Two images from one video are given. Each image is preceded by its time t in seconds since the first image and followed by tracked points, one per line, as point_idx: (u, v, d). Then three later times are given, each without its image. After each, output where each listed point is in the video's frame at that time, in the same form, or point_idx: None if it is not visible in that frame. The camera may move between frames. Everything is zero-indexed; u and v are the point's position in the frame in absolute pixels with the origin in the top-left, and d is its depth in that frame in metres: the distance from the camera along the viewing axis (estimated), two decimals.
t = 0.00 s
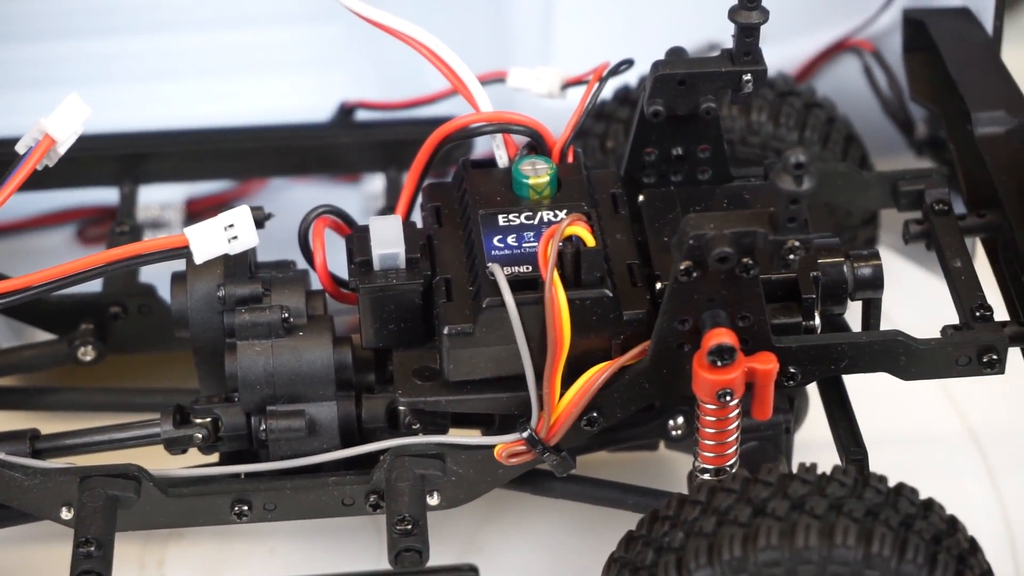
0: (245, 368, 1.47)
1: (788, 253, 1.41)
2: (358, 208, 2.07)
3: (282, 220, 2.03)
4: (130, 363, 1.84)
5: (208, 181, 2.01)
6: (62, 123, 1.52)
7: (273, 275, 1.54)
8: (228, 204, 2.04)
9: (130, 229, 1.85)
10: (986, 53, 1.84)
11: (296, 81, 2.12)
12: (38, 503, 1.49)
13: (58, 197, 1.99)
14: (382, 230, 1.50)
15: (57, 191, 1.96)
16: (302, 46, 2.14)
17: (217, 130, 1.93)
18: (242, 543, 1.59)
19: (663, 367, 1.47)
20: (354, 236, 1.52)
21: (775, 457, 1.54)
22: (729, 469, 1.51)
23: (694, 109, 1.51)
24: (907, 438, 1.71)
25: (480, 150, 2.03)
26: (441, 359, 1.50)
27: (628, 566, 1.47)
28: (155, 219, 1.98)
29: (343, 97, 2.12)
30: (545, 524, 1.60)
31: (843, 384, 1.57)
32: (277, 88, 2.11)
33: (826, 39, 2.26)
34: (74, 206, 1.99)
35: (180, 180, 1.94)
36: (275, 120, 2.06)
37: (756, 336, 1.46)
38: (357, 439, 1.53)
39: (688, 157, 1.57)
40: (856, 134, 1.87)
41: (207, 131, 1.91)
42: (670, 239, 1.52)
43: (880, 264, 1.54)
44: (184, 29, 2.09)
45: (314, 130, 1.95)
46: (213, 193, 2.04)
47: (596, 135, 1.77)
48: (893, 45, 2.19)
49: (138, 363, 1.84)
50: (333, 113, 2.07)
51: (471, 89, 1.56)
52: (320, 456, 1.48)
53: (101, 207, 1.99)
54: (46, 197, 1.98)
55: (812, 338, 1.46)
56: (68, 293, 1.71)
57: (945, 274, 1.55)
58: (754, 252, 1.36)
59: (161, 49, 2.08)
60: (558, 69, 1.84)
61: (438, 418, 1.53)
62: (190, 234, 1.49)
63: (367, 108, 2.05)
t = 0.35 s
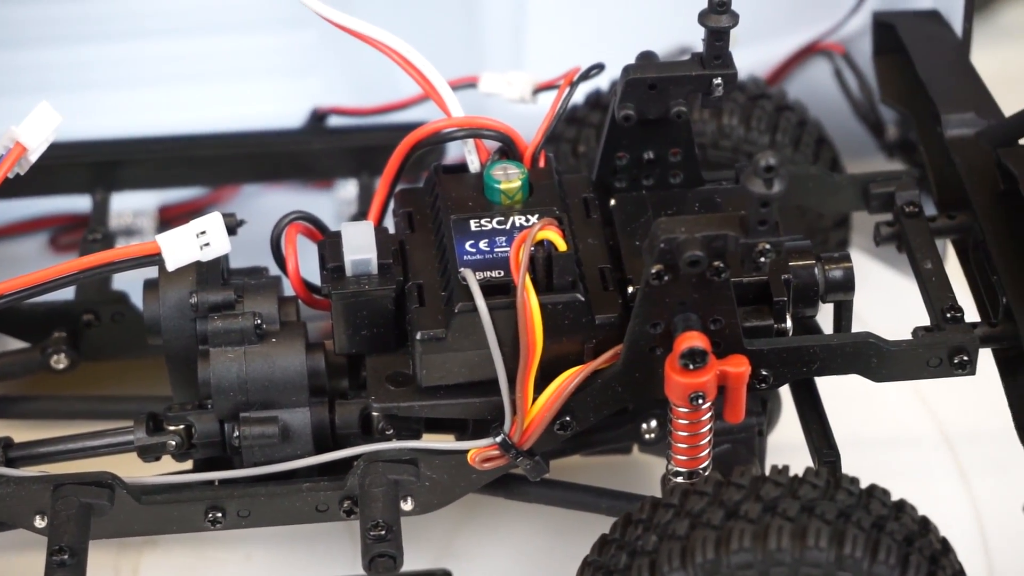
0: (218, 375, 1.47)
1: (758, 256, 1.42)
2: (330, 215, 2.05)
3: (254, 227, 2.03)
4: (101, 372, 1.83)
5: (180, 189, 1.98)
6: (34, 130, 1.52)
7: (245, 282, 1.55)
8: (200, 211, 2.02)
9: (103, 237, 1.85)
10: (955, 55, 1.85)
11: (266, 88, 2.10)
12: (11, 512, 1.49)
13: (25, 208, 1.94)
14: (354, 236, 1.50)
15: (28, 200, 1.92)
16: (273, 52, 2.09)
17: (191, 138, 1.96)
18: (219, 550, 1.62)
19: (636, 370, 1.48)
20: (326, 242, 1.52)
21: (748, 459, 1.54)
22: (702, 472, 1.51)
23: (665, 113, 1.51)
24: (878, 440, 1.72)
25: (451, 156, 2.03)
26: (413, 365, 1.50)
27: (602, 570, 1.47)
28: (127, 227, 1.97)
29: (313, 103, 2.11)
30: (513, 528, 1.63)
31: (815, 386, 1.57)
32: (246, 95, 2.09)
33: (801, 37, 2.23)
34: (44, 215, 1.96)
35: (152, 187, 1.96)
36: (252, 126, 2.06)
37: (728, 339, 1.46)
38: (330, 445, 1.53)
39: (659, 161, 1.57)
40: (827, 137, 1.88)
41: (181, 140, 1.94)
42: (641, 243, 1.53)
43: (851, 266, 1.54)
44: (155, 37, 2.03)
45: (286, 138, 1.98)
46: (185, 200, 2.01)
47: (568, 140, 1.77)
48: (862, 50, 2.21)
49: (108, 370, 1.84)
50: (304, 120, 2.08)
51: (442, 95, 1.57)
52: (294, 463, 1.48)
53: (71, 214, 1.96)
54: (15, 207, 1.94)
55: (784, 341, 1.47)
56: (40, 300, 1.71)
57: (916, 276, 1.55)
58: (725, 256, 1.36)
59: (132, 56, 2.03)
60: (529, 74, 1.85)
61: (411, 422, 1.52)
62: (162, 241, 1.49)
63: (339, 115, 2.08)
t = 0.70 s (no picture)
0: (195, 383, 1.47)
1: (734, 262, 1.40)
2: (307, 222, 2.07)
3: (231, 235, 2.03)
4: (77, 382, 1.83)
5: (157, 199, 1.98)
6: (8, 141, 1.53)
7: (222, 291, 1.54)
8: (177, 220, 2.02)
9: (79, 246, 1.86)
10: (929, 60, 1.87)
11: (243, 96, 2.10)
12: None
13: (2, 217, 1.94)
14: (330, 244, 1.50)
15: (10, 208, 1.92)
16: (251, 59, 2.11)
17: (164, 147, 1.95)
18: (198, 558, 1.63)
19: (613, 376, 1.48)
20: (302, 251, 1.52)
21: (725, 465, 1.55)
22: (680, 478, 1.51)
23: (640, 119, 1.51)
24: (855, 444, 1.75)
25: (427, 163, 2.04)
26: (391, 372, 1.50)
27: None
28: (104, 236, 1.97)
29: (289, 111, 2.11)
30: (488, 535, 1.64)
31: (792, 391, 1.58)
32: (224, 102, 2.09)
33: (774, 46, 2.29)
34: (21, 224, 1.95)
35: (127, 197, 1.95)
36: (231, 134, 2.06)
37: (705, 345, 1.46)
38: (308, 453, 1.53)
39: (635, 167, 1.58)
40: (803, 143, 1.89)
41: (156, 148, 1.94)
42: (617, 249, 1.53)
43: (827, 271, 1.55)
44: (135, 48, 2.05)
45: (262, 146, 1.97)
46: (161, 209, 2.01)
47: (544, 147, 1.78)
48: (837, 54, 2.23)
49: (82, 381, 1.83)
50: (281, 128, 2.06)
51: (418, 103, 1.58)
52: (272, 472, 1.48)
53: (47, 223, 1.95)
54: None
55: (761, 346, 1.47)
56: (15, 311, 1.71)
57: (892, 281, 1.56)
58: (701, 262, 1.36)
59: (114, 66, 2.05)
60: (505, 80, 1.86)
61: (389, 430, 1.52)
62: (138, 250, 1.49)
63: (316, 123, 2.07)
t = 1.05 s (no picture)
0: (192, 385, 1.47)
1: (731, 262, 1.41)
2: (305, 222, 2.07)
3: (228, 235, 2.04)
4: (77, 382, 1.84)
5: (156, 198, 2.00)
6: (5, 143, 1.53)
7: (219, 291, 1.54)
8: (176, 220, 2.04)
9: (76, 247, 1.86)
10: (927, 60, 1.87)
11: (241, 98, 2.11)
12: None
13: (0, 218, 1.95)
14: (328, 245, 1.50)
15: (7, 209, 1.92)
16: (247, 61, 2.12)
17: (162, 149, 1.95)
18: (194, 559, 1.63)
19: (611, 376, 1.48)
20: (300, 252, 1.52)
21: (723, 465, 1.54)
22: (677, 479, 1.51)
23: (638, 120, 1.52)
24: (853, 444, 1.75)
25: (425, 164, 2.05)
26: (388, 374, 1.50)
27: None
28: (102, 236, 1.97)
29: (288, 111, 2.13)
30: (485, 535, 1.64)
31: (790, 391, 1.58)
32: (221, 104, 2.10)
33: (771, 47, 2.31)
34: (18, 225, 1.96)
35: (124, 198, 1.96)
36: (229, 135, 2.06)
37: (703, 345, 1.46)
38: (306, 454, 1.53)
39: (633, 168, 1.58)
40: (800, 143, 1.90)
41: (154, 149, 1.94)
42: (615, 250, 1.53)
43: (825, 271, 1.55)
44: (133, 48, 2.05)
45: (259, 146, 1.97)
46: (160, 210, 2.04)
47: (542, 147, 1.78)
48: (836, 56, 2.27)
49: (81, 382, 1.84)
50: (278, 128, 2.07)
51: (415, 103, 1.58)
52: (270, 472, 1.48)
53: (45, 224, 1.96)
54: None
55: (758, 347, 1.47)
56: (12, 312, 1.71)
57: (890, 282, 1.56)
58: (698, 262, 1.36)
59: (113, 66, 2.05)
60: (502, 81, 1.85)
61: (387, 430, 1.53)
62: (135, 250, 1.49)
63: (315, 124, 2.06)
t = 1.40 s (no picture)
0: (180, 382, 1.47)
1: (719, 257, 1.43)
2: (295, 216, 2.06)
3: (217, 232, 2.03)
4: (69, 379, 1.84)
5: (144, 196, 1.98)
6: None
7: (208, 288, 1.54)
8: (165, 217, 2.03)
9: (65, 246, 1.85)
10: (917, 54, 1.86)
11: (229, 94, 2.10)
12: None
13: None
14: (316, 242, 1.50)
15: None
16: (235, 57, 2.10)
17: (156, 145, 1.95)
18: (185, 557, 1.63)
19: (600, 372, 1.48)
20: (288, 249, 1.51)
21: (713, 460, 1.54)
22: (667, 474, 1.51)
23: (627, 115, 1.52)
24: (843, 440, 1.74)
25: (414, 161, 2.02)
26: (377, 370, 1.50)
27: (568, 573, 1.46)
28: (91, 234, 1.97)
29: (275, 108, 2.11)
30: (473, 531, 1.63)
31: (779, 386, 1.58)
32: (210, 101, 2.09)
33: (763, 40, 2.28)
34: (7, 222, 1.96)
35: (113, 196, 1.95)
36: (220, 132, 2.07)
37: (691, 340, 1.46)
38: (295, 451, 1.53)
39: (621, 163, 1.58)
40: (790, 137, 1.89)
41: (144, 146, 1.94)
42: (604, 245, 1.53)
43: (813, 266, 1.54)
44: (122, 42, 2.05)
45: (248, 143, 1.97)
46: (148, 207, 2.02)
47: (531, 142, 1.76)
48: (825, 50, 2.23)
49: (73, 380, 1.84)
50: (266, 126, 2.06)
51: (403, 99, 1.59)
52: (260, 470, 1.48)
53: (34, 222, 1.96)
54: None
55: (748, 341, 1.47)
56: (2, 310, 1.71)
57: (880, 275, 1.55)
58: (687, 257, 1.36)
59: (103, 62, 2.05)
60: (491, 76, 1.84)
61: (376, 427, 1.51)
62: (124, 248, 1.50)
63: (303, 121, 2.07)
